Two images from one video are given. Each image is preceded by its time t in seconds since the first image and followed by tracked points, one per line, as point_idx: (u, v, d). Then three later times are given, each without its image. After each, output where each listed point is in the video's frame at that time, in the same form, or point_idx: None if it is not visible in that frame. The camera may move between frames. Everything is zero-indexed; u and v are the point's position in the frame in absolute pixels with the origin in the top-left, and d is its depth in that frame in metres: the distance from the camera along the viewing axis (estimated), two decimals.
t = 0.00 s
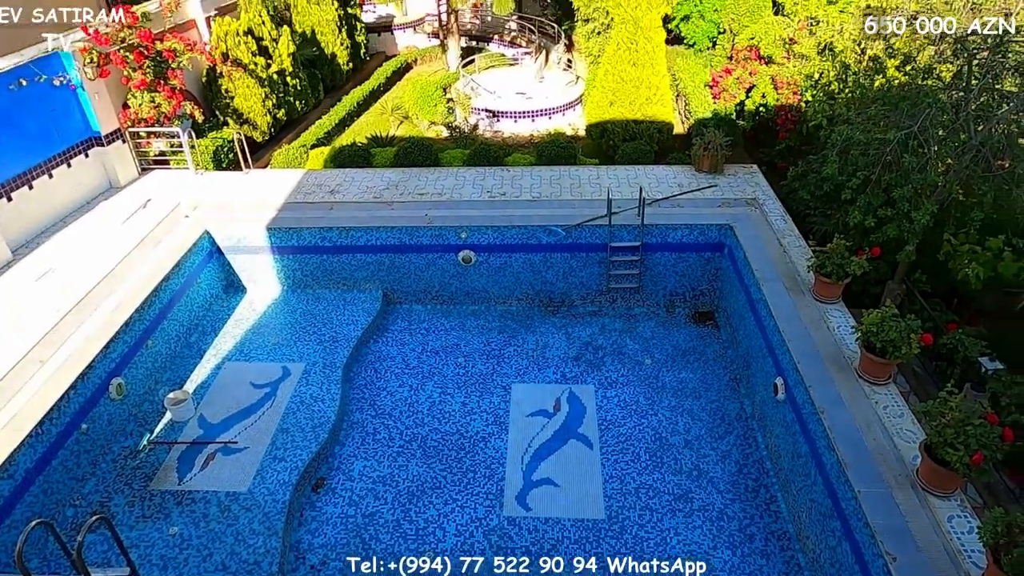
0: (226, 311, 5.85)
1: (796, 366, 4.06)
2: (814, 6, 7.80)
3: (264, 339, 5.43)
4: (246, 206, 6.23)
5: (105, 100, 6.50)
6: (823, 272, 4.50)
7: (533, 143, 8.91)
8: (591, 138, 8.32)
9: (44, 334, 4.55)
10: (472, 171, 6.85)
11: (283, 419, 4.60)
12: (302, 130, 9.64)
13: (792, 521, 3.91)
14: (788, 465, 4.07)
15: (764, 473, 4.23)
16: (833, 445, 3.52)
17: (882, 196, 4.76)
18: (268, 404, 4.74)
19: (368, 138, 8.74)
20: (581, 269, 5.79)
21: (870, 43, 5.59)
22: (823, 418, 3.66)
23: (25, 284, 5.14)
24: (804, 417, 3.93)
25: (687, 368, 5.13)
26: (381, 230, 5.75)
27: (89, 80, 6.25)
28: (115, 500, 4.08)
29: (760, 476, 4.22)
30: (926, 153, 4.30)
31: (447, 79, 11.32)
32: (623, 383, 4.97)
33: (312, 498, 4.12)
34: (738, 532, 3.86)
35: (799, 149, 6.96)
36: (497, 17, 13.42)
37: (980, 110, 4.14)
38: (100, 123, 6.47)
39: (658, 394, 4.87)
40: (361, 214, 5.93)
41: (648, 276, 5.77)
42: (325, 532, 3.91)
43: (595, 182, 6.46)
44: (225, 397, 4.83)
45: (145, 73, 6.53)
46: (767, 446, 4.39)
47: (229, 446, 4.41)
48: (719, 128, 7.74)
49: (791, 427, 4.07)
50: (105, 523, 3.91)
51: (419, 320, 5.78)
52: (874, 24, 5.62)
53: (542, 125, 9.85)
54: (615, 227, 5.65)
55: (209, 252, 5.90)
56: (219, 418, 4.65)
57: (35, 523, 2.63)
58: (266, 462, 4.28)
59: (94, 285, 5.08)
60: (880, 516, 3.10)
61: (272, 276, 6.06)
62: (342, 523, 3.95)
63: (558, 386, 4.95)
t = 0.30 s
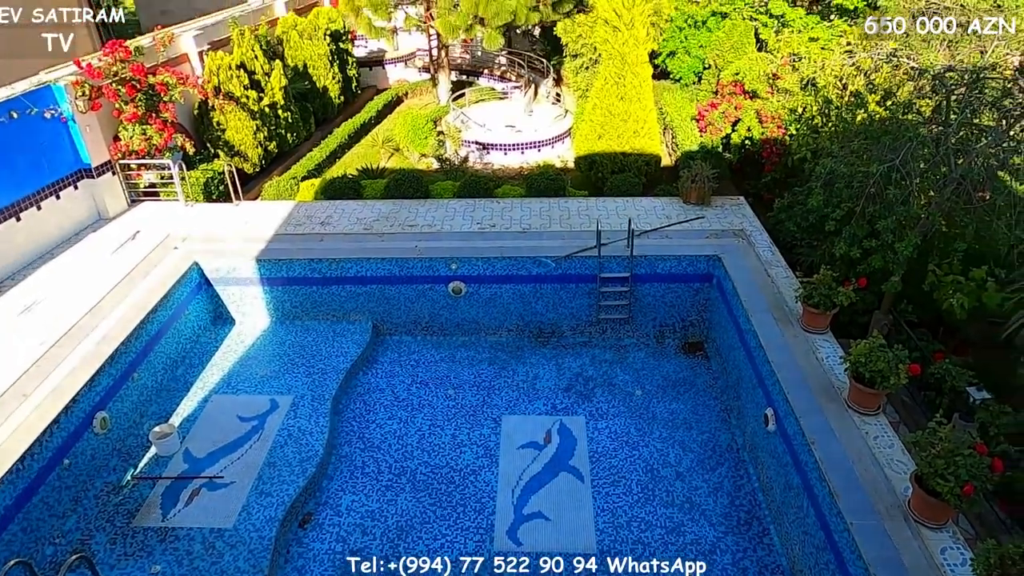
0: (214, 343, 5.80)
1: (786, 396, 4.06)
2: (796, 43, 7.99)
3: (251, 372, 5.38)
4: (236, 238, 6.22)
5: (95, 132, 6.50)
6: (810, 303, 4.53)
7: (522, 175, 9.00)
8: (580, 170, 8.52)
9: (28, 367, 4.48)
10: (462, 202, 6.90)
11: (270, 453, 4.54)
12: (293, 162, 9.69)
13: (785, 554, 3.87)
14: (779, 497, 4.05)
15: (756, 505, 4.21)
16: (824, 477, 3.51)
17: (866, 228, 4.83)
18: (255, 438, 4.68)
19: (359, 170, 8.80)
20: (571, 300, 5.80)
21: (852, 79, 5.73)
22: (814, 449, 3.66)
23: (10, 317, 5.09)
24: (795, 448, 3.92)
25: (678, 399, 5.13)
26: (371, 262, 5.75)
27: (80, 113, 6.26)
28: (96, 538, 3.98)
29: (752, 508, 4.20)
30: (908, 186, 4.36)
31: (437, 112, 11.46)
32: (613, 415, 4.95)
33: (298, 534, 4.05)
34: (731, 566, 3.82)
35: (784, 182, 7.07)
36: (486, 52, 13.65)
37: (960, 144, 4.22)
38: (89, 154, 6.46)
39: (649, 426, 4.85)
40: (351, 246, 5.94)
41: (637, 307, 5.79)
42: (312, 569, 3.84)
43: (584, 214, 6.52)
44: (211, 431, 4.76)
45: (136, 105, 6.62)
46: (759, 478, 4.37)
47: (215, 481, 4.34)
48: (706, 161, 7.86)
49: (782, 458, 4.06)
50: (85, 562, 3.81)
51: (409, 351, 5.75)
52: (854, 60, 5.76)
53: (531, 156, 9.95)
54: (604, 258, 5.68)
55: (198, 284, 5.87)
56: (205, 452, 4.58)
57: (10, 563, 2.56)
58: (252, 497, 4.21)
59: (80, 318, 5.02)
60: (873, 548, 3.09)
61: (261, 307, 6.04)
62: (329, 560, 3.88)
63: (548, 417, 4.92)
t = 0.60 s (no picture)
0: (201, 379, 5.74)
1: (776, 430, 4.06)
2: (779, 81, 8.20)
3: (238, 408, 5.31)
4: (225, 273, 6.20)
5: (86, 167, 6.48)
6: (798, 336, 4.56)
7: (512, 210, 9.07)
8: (570, 205, 8.71)
9: (10, 404, 4.40)
10: (452, 237, 6.92)
11: (256, 491, 4.46)
12: (284, 197, 9.73)
13: None
14: (772, 533, 4.01)
15: (749, 542, 4.17)
16: (815, 512, 3.48)
17: (852, 263, 4.89)
18: (241, 475, 4.60)
19: (349, 205, 8.83)
20: (561, 334, 5.80)
21: (835, 117, 5.86)
22: (805, 484, 3.65)
23: None
24: (786, 482, 3.90)
25: (669, 433, 5.10)
26: (361, 296, 5.74)
27: (71, 148, 6.27)
28: None
29: (744, 544, 4.15)
30: (891, 221, 4.44)
31: (428, 147, 11.58)
32: (604, 450, 4.91)
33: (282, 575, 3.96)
34: None
35: (771, 217, 7.17)
36: (477, 89, 13.87)
37: (940, 180, 4.31)
38: (79, 189, 6.43)
39: (640, 460, 4.82)
40: (341, 280, 5.93)
41: (627, 341, 5.80)
42: None
43: (574, 248, 6.56)
44: (196, 469, 4.68)
45: (127, 142, 6.64)
46: (751, 513, 4.33)
47: (198, 520, 4.25)
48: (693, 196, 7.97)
49: (774, 493, 4.04)
50: None
51: (398, 386, 5.71)
52: (836, 99, 5.91)
53: (520, 192, 10.09)
54: (593, 292, 5.70)
55: (187, 319, 5.83)
56: (188, 490, 4.50)
57: None
58: (236, 536, 4.12)
59: (65, 354, 4.96)
60: None
61: (249, 342, 6.00)
62: None
63: (539, 453, 4.88)
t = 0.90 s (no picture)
0: (189, 407, 5.68)
1: (769, 457, 4.05)
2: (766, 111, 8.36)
3: (226, 437, 5.25)
4: (214, 300, 6.16)
5: (77, 195, 6.48)
6: (789, 362, 4.58)
7: (503, 237, 9.10)
8: (561, 231, 8.65)
9: None
10: (443, 263, 6.94)
11: (244, 522, 4.39)
12: (275, 224, 9.73)
13: None
14: (767, 561, 3.98)
15: (743, 570, 4.13)
16: (810, 540, 3.46)
17: (840, 288, 4.93)
18: (228, 505, 4.53)
19: (341, 231, 8.86)
20: (552, 360, 5.80)
21: (820, 145, 5.96)
22: (798, 511, 3.63)
23: None
24: (779, 509, 3.88)
25: (661, 460, 5.08)
26: (352, 323, 5.72)
27: (63, 176, 6.28)
28: None
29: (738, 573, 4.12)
30: (878, 248, 4.49)
31: (419, 174, 11.66)
32: (597, 477, 4.88)
33: None
34: None
35: (760, 243, 7.24)
36: (468, 117, 14.03)
37: (925, 207, 4.37)
38: (69, 217, 6.42)
39: (633, 488, 4.79)
40: (332, 307, 5.92)
41: (619, 367, 5.80)
42: None
43: (565, 274, 6.58)
44: (183, 499, 4.61)
45: (119, 168, 6.67)
46: (745, 541, 4.30)
47: (184, 552, 4.17)
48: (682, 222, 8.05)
49: (767, 520, 4.02)
50: None
51: (389, 414, 5.67)
52: (821, 128, 6.02)
53: (512, 219, 10.15)
54: (585, 318, 5.71)
55: (175, 346, 5.78)
56: (175, 521, 4.42)
57: None
58: (223, 569, 4.05)
59: (50, 383, 4.90)
60: None
61: (239, 369, 5.95)
62: None
63: (531, 480, 4.84)
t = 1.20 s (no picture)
0: (173, 438, 5.60)
1: (759, 483, 4.03)
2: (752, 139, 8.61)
3: (211, 467, 5.17)
4: (201, 328, 6.12)
5: (62, 223, 6.45)
6: (777, 387, 4.59)
7: (492, 263, 9.13)
8: (547, 257, 8.68)
9: None
10: (432, 290, 6.94)
11: (228, 554, 4.31)
12: (263, 252, 9.71)
13: None
14: None
15: None
16: (801, 567, 3.44)
17: (826, 314, 4.97)
18: (212, 537, 4.45)
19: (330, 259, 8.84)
20: (541, 387, 5.78)
21: (805, 173, 6.05)
22: (789, 538, 3.61)
23: None
24: (770, 537, 3.86)
25: (652, 487, 5.05)
26: (340, 350, 5.68)
27: (49, 204, 6.27)
28: None
29: None
30: (863, 273, 4.54)
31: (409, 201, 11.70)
32: (587, 505, 4.85)
33: None
34: None
35: (747, 269, 7.30)
36: (457, 145, 14.15)
37: (907, 233, 4.45)
38: (54, 244, 6.38)
39: (623, 515, 4.75)
40: (320, 334, 5.89)
41: (608, 393, 5.78)
42: None
43: (553, 301, 6.59)
44: (165, 532, 4.52)
45: (106, 197, 6.61)
46: (736, 569, 4.26)
47: None
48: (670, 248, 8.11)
49: (758, 548, 3.99)
50: None
51: (377, 442, 5.61)
52: (805, 156, 6.12)
53: (500, 246, 10.20)
54: (574, 344, 5.71)
55: (161, 375, 5.71)
56: (157, 555, 4.32)
57: None
58: None
59: (31, 414, 4.82)
60: None
61: (225, 398, 5.89)
62: None
63: (520, 509, 4.80)
